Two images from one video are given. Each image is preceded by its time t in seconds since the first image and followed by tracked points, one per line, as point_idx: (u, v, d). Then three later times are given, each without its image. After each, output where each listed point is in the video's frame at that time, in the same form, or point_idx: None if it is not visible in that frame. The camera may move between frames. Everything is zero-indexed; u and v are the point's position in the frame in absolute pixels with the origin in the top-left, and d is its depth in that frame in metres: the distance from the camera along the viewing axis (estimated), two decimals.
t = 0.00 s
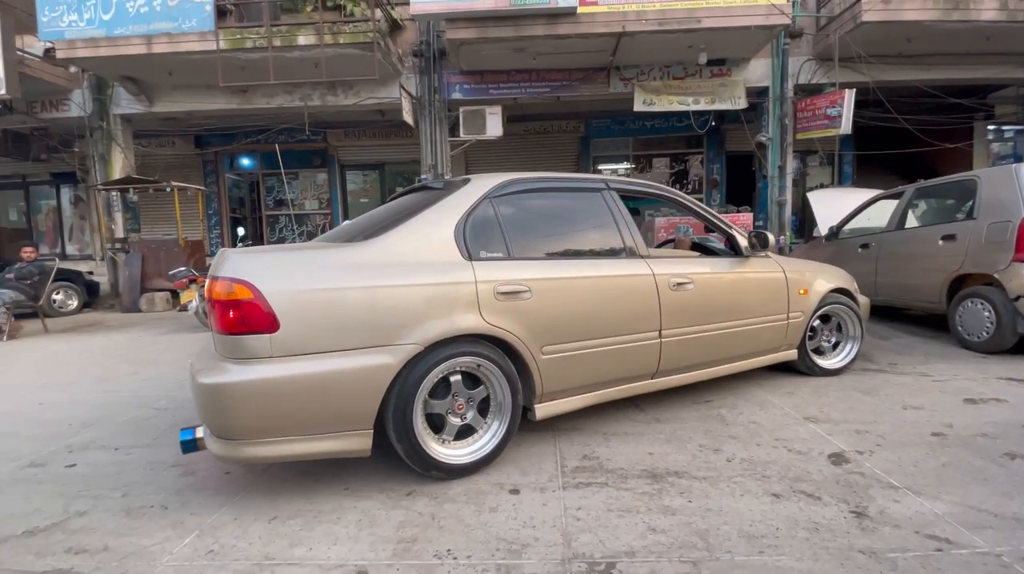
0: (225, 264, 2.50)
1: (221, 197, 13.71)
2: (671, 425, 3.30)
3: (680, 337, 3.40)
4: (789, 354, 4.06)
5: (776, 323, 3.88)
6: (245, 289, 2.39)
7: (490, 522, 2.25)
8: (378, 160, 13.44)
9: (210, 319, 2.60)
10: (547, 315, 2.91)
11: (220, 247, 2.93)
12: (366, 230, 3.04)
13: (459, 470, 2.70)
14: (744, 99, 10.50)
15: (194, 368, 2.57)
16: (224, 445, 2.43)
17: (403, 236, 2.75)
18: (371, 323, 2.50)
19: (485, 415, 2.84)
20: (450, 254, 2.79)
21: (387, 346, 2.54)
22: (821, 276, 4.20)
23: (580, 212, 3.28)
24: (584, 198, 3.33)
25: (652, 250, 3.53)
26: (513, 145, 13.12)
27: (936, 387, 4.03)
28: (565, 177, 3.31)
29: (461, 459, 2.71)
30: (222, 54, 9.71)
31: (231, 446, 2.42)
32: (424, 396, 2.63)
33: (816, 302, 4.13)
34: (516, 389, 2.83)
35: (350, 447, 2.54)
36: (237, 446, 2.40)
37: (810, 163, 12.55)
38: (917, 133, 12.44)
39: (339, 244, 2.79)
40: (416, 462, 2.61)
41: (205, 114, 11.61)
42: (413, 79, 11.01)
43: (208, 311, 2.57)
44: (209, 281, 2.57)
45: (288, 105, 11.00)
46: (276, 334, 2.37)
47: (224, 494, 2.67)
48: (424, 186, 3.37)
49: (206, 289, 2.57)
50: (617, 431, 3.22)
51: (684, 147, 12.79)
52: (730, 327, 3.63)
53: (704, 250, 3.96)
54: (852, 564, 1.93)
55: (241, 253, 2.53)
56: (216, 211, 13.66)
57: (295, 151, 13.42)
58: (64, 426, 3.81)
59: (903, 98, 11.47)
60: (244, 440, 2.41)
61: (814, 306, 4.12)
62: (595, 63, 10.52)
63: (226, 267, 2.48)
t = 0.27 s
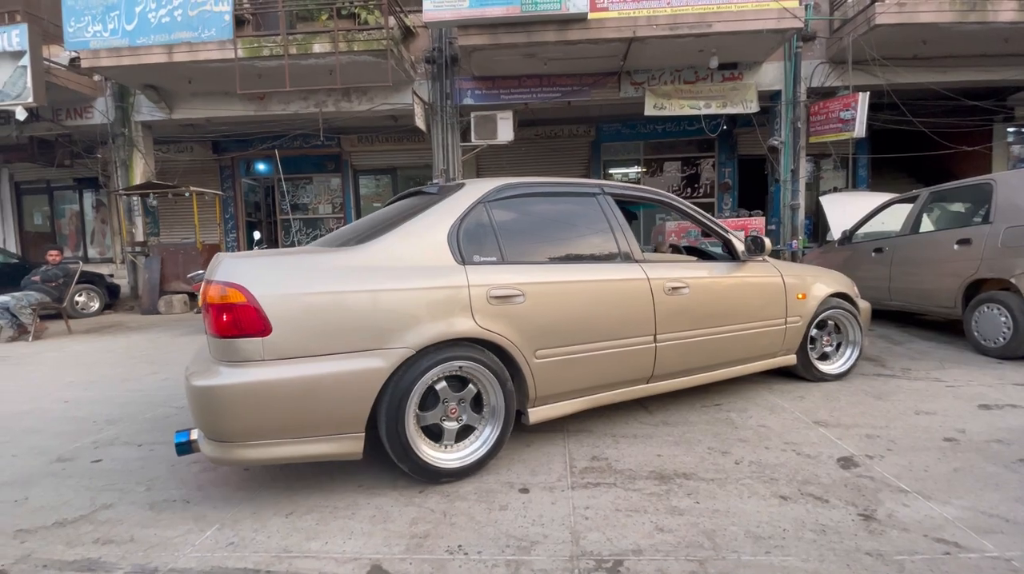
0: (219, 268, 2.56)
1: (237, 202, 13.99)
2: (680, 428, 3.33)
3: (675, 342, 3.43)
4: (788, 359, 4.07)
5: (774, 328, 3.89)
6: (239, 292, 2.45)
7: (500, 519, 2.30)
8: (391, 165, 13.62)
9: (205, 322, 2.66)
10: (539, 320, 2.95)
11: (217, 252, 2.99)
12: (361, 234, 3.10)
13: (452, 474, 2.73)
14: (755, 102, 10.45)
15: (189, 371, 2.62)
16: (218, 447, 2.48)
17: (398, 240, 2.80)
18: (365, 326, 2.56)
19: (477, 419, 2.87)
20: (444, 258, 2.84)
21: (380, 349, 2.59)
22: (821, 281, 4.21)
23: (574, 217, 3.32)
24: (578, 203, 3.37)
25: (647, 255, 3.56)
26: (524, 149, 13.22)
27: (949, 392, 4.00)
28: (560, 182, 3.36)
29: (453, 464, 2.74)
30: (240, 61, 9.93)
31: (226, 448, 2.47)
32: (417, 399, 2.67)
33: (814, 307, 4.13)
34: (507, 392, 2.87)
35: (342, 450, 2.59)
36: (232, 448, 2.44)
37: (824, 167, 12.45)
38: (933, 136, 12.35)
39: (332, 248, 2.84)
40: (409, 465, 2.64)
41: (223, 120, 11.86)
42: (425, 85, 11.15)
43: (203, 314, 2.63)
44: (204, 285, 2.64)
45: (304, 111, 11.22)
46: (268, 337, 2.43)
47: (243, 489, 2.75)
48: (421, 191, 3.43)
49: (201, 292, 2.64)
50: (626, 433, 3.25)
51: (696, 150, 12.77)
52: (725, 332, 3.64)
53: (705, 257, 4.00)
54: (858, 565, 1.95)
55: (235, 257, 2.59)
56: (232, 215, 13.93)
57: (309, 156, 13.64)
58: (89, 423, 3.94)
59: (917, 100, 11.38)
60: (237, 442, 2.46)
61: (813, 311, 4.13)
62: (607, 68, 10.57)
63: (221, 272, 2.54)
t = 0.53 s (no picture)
0: (219, 269, 2.61)
1: (244, 205, 14.12)
2: (681, 428, 3.36)
3: (670, 343, 3.46)
4: (785, 362, 4.09)
5: (771, 330, 3.92)
6: (238, 293, 2.50)
7: (502, 516, 2.34)
8: (396, 168, 13.73)
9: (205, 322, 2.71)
10: (536, 322, 2.99)
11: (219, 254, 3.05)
12: (360, 236, 3.15)
13: (448, 473, 2.77)
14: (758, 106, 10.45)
15: (190, 371, 2.67)
16: (217, 446, 2.53)
17: (396, 242, 2.85)
18: (363, 327, 2.60)
19: (474, 419, 2.91)
20: (441, 260, 2.89)
21: (378, 350, 2.64)
22: (817, 284, 4.23)
23: (571, 220, 3.37)
24: (575, 206, 3.42)
25: (643, 258, 3.60)
26: (528, 153, 13.29)
27: (951, 395, 4.01)
28: (557, 185, 3.41)
29: (451, 463, 2.78)
30: (248, 66, 10.06)
31: (225, 447, 2.52)
32: (414, 399, 2.71)
33: (811, 310, 4.15)
34: (504, 392, 2.91)
35: (341, 448, 2.63)
36: (230, 446, 2.49)
37: (828, 170, 12.45)
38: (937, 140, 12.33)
39: (333, 250, 2.90)
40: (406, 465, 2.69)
41: (230, 124, 11.99)
42: (430, 89, 11.26)
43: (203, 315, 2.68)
44: (204, 286, 2.68)
45: (310, 115, 11.33)
46: (267, 338, 2.48)
47: (249, 485, 2.80)
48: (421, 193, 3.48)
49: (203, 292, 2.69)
50: (626, 434, 3.28)
51: (699, 154, 12.80)
52: (721, 334, 3.67)
53: (701, 259, 3.98)
54: (856, 562, 1.98)
55: (236, 259, 2.64)
56: (238, 218, 14.07)
57: (315, 159, 13.76)
58: (99, 422, 4.01)
59: (921, 104, 11.38)
60: (236, 440, 2.50)
61: (810, 314, 4.15)
62: (610, 72, 10.64)
63: (221, 273, 2.59)
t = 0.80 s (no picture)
0: (221, 271, 2.66)
1: (243, 207, 14.18)
2: (675, 429, 3.41)
3: (665, 345, 3.52)
4: (779, 363, 4.14)
5: (764, 333, 3.98)
6: (240, 294, 2.55)
7: (497, 514, 2.39)
8: (395, 171, 13.81)
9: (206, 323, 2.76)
10: (532, 323, 3.05)
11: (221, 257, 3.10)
12: (360, 240, 3.20)
13: (445, 472, 2.82)
14: (756, 110, 10.60)
15: (192, 371, 2.72)
16: (218, 444, 2.58)
17: (394, 246, 2.90)
18: (361, 329, 2.65)
19: (471, 419, 2.96)
20: (440, 263, 2.94)
21: (376, 351, 2.69)
22: (811, 287, 4.29)
23: (567, 223, 3.42)
24: (571, 210, 3.48)
25: (638, 261, 3.66)
26: (527, 156, 13.37)
27: (943, 396, 4.06)
28: (553, 189, 3.46)
29: (448, 462, 2.83)
30: (248, 69, 10.12)
31: (226, 446, 2.56)
32: (413, 399, 2.76)
33: (804, 313, 4.21)
34: (500, 392, 2.96)
35: (340, 448, 2.68)
36: (230, 445, 2.53)
37: (825, 174, 12.53)
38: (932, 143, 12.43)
39: (333, 253, 2.94)
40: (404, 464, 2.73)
41: (231, 126, 12.05)
42: (430, 92, 11.34)
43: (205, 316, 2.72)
44: (207, 288, 2.73)
45: (310, 118, 11.40)
46: (268, 338, 2.53)
47: (249, 484, 2.85)
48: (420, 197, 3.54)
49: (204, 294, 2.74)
50: (621, 434, 3.33)
51: (697, 157, 12.88)
52: (715, 337, 3.72)
53: (696, 262, 4.10)
54: (841, 558, 2.03)
55: (238, 261, 2.69)
56: (238, 220, 14.13)
57: (315, 162, 13.82)
58: (100, 422, 4.05)
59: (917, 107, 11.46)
60: (236, 440, 2.55)
61: (802, 317, 4.21)
62: (608, 76, 10.72)
63: (223, 275, 2.64)
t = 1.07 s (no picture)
0: (226, 271, 2.70)
1: (239, 207, 14.20)
2: (664, 426, 3.48)
3: (659, 344, 3.58)
4: (770, 362, 4.22)
5: (756, 332, 4.05)
6: (245, 293, 2.59)
7: (489, 508, 2.45)
8: (391, 171, 13.86)
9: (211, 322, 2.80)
10: (530, 322, 3.10)
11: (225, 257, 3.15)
12: (360, 240, 3.25)
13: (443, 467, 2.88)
14: (749, 113, 10.68)
15: (197, 368, 2.77)
16: (223, 439, 2.63)
17: (394, 246, 2.95)
18: (362, 327, 2.70)
19: (469, 415, 3.02)
20: (439, 263, 2.99)
21: (377, 349, 2.73)
22: (802, 288, 4.37)
23: (564, 225, 3.48)
24: (567, 212, 3.54)
25: (633, 262, 3.73)
26: (523, 157, 13.44)
27: (928, 395, 4.14)
28: (550, 191, 3.51)
29: (446, 457, 2.89)
30: (245, 70, 10.15)
31: (231, 440, 2.61)
32: (412, 396, 2.81)
33: (796, 313, 4.28)
34: (498, 389, 3.03)
35: (342, 443, 2.73)
36: (235, 440, 2.58)
37: (818, 176, 12.65)
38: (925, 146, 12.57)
39: (334, 253, 2.99)
40: (403, 459, 2.78)
41: (227, 127, 12.06)
42: (426, 94, 11.35)
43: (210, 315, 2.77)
44: (211, 287, 2.78)
45: (306, 118, 11.44)
46: (272, 336, 2.57)
47: (245, 480, 2.89)
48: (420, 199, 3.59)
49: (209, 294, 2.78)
50: (611, 431, 3.40)
51: (692, 159, 12.98)
52: (709, 336, 3.79)
53: (690, 262, 4.22)
54: (821, 549, 2.09)
55: (242, 261, 2.73)
56: (233, 221, 14.14)
57: (310, 162, 13.85)
58: (97, 421, 4.08)
59: (909, 110, 11.58)
60: (241, 435, 2.59)
61: (794, 317, 4.28)
62: (603, 78, 10.81)
63: (228, 274, 2.68)
